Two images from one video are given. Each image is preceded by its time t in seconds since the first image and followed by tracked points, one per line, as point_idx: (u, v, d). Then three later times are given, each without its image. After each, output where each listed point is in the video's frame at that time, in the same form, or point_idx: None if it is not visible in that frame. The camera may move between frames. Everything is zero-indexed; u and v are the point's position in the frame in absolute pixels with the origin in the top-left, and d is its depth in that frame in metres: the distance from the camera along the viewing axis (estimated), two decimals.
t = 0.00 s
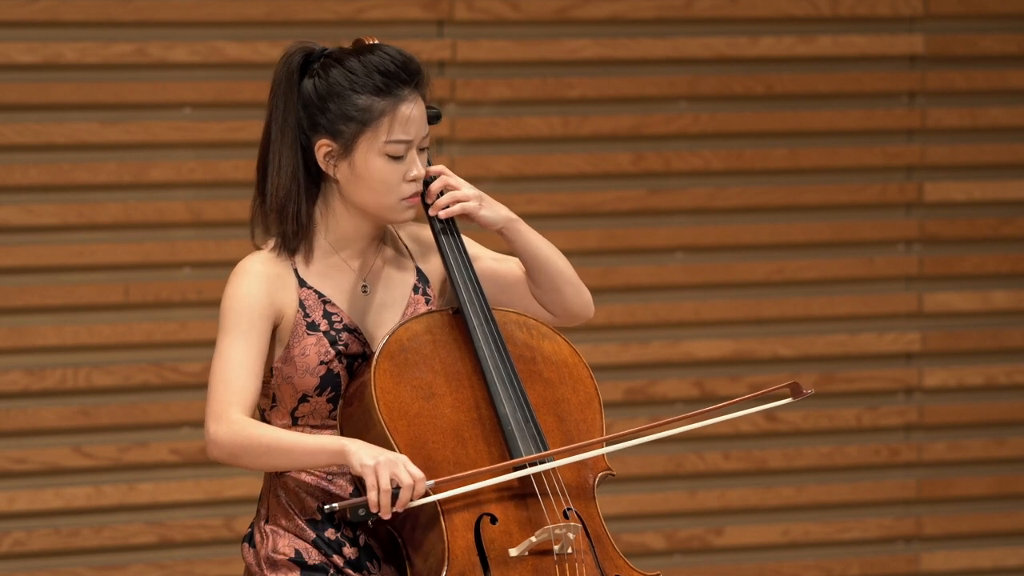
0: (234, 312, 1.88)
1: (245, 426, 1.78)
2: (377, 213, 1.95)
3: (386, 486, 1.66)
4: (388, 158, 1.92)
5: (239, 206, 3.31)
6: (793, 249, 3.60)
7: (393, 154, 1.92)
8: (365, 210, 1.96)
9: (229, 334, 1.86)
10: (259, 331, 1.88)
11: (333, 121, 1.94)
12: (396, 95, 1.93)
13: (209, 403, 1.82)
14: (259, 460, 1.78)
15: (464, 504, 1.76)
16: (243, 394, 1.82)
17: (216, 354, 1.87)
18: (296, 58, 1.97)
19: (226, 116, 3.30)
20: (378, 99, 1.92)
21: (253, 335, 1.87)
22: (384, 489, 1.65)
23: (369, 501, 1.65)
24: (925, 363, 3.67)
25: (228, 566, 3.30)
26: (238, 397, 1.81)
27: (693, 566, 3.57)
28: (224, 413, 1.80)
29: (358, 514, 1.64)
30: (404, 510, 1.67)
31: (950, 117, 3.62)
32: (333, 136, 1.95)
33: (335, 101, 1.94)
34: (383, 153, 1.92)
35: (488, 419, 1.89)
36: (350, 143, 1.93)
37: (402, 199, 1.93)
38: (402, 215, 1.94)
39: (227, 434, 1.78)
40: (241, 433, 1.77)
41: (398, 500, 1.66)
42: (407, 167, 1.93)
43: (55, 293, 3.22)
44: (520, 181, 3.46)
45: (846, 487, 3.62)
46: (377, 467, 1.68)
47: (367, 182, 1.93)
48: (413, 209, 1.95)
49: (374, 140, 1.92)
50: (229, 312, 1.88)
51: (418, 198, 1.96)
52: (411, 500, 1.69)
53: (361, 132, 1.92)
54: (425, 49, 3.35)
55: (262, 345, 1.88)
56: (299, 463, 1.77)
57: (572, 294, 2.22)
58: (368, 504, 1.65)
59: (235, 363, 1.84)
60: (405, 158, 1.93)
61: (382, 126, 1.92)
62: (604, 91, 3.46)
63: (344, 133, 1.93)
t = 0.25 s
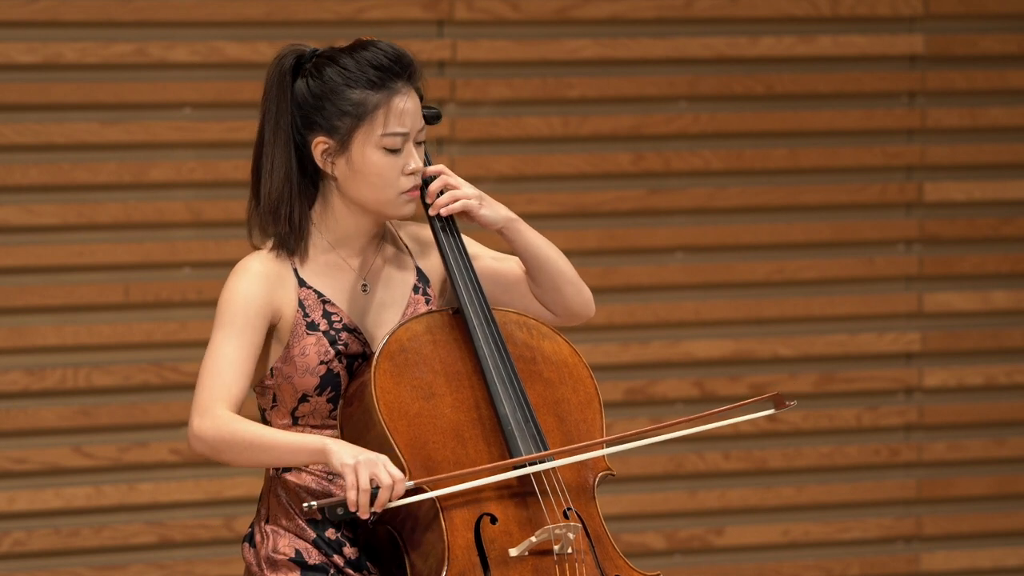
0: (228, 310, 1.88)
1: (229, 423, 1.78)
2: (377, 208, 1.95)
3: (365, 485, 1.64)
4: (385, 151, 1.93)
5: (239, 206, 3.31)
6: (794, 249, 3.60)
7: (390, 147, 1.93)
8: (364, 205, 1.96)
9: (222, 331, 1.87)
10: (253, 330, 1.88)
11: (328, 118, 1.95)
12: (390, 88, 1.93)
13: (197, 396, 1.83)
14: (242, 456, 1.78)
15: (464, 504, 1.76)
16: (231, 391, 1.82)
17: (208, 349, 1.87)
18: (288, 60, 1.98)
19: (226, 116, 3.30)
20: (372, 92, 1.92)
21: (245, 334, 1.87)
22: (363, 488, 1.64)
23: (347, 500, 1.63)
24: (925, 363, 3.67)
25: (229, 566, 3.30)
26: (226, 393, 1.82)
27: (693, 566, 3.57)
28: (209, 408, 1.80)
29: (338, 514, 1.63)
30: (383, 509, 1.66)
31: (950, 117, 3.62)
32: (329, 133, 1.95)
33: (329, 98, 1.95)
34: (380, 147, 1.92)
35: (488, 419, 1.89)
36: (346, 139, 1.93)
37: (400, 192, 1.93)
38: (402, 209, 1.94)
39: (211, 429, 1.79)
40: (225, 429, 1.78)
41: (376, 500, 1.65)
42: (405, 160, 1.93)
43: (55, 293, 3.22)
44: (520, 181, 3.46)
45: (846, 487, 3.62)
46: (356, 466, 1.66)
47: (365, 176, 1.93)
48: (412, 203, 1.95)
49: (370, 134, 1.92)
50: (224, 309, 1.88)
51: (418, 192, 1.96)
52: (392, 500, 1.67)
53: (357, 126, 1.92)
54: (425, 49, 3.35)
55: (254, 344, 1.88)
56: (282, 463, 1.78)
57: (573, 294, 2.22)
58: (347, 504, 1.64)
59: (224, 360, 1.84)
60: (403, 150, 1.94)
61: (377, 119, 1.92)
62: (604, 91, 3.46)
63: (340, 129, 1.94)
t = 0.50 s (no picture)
0: (223, 306, 1.88)
1: (210, 415, 1.78)
2: (378, 205, 1.95)
3: (342, 488, 1.63)
4: (385, 147, 1.93)
5: (239, 206, 3.31)
6: (794, 249, 3.60)
7: (390, 143, 1.93)
8: (365, 203, 1.97)
9: (214, 324, 1.87)
10: (246, 327, 1.88)
11: (327, 116, 1.95)
12: (388, 84, 1.94)
13: (183, 386, 1.83)
14: (222, 450, 1.78)
15: (465, 504, 1.76)
16: (217, 385, 1.82)
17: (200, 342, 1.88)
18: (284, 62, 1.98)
19: (226, 116, 3.30)
20: (371, 88, 1.93)
21: (236, 331, 1.87)
22: (340, 492, 1.63)
23: (323, 503, 1.62)
24: (925, 363, 3.67)
25: (228, 566, 3.30)
26: (211, 386, 1.81)
27: (693, 566, 3.57)
28: (192, 399, 1.80)
29: (313, 517, 1.61)
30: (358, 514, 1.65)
31: (950, 117, 3.62)
32: (328, 131, 1.95)
33: (328, 96, 1.95)
34: (380, 143, 1.93)
35: (489, 419, 1.89)
36: (346, 136, 1.93)
37: (401, 188, 1.94)
38: (403, 205, 1.94)
39: (193, 420, 1.78)
40: (209, 421, 1.77)
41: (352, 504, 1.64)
42: (405, 156, 1.94)
43: (56, 293, 3.21)
44: (520, 181, 3.46)
45: (846, 487, 3.62)
46: (333, 468, 1.65)
47: (366, 173, 1.93)
48: (413, 199, 1.95)
49: (370, 130, 1.93)
50: (220, 302, 1.89)
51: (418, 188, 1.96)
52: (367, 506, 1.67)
53: (357, 123, 1.93)
54: (425, 49, 3.35)
55: (244, 340, 1.88)
56: (261, 460, 1.77)
57: (574, 292, 2.21)
58: (322, 506, 1.62)
59: (213, 352, 1.84)
60: (403, 146, 1.94)
61: (376, 115, 1.92)
62: (604, 91, 3.46)
63: (339, 127, 1.94)
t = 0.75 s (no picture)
0: (219, 300, 1.88)
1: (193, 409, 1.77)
2: (379, 205, 1.95)
3: (310, 506, 1.62)
4: (388, 147, 1.93)
5: (239, 206, 3.31)
6: (794, 249, 3.60)
7: (392, 143, 1.93)
8: (366, 202, 1.97)
9: (209, 316, 1.87)
10: (239, 324, 1.88)
11: (329, 116, 1.95)
12: (390, 84, 1.94)
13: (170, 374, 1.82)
14: (201, 443, 1.77)
15: (466, 504, 1.76)
16: (204, 378, 1.81)
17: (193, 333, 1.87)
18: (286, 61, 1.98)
19: (226, 116, 3.30)
20: (373, 89, 1.93)
21: (229, 327, 1.86)
22: (307, 511, 1.62)
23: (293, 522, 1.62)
24: (925, 363, 3.67)
25: (228, 566, 3.30)
26: (197, 377, 1.81)
27: (693, 566, 3.57)
28: (176, 389, 1.79)
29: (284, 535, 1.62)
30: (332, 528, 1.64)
31: (950, 117, 3.62)
32: (330, 130, 1.95)
33: (330, 96, 1.95)
34: (382, 143, 1.93)
35: (489, 419, 1.89)
36: (348, 135, 1.94)
37: (403, 188, 1.94)
38: (405, 205, 1.94)
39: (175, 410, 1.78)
40: (193, 414, 1.77)
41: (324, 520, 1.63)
42: (407, 156, 1.94)
43: (56, 293, 3.21)
44: (520, 181, 3.46)
45: (846, 487, 3.62)
46: (302, 486, 1.64)
47: (368, 173, 1.93)
48: (415, 198, 1.95)
49: (373, 130, 1.93)
50: (217, 296, 1.89)
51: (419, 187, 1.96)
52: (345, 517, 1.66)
53: (359, 123, 1.93)
54: (425, 49, 3.35)
55: (236, 336, 1.87)
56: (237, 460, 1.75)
57: (576, 286, 2.21)
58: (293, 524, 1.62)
59: (202, 344, 1.84)
60: (405, 146, 1.94)
61: (379, 115, 1.93)
62: (604, 91, 3.46)
63: (341, 126, 1.94)
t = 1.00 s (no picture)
0: (222, 301, 1.88)
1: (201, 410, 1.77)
2: (380, 206, 1.96)
3: (323, 505, 1.63)
4: (390, 149, 1.94)
5: (239, 207, 3.31)
6: (794, 249, 3.60)
7: (395, 145, 1.93)
8: (367, 204, 1.97)
9: (212, 317, 1.87)
10: (243, 324, 1.88)
11: (332, 116, 1.95)
12: (394, 86, 1.94)
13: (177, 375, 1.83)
14: (209, 444, 1.77)
15: (466, 504, 1.76)
16: (210, 378, 1.81)
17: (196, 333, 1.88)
18: (289, 59, 1.97)
19: (226, 116, 3.30)
20: (377, 90, 1.93)
21: (233, 326, 1.87)
22: (320, 509, 1.63)
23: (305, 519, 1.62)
24: (925, 363, 3.67)
25: (228, 566, 3.30)
26: (203, 377, 1.81)
27: (693, 566, 3.57)
28: (183, 390, 1.79)
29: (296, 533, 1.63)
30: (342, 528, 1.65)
31: (950, 117, 3.62)
32: (333, 132, 1.95)
33: (333, 96, 1.95)
34: (385, 145, 1.93)
35: (490, 418, 1.89)
36: (351, 137, 1.94)
37: (404, 190, 1.94)
38: (406, 207, 1.95)
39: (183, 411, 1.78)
40: (200, 415, 1.77)
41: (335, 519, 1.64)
42: (409, 158, 1.95)
43: (56, 293, 3.21)
44: (520, 181, 3.46)
45: (846, 487, 3.62)
46: (314, 484, 1.65)
47: (369, 174, 1.93)
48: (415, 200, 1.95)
49: (376, 131, 1.93)
50: (219, 297, 1.89)
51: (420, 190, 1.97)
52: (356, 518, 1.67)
53: (362, 124, 1.93)
54: (425, 49, 3.35)
55: (240, 336, 1.87)
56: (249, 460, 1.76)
57: (577, 281, 2.22)
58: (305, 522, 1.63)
59: (207, 346, 1.84)
60: (407, 148, 1.94)
61: (382, 117, 1.93)
62: (604, 91, 3.46)
63: (344, 128, 1.94)
